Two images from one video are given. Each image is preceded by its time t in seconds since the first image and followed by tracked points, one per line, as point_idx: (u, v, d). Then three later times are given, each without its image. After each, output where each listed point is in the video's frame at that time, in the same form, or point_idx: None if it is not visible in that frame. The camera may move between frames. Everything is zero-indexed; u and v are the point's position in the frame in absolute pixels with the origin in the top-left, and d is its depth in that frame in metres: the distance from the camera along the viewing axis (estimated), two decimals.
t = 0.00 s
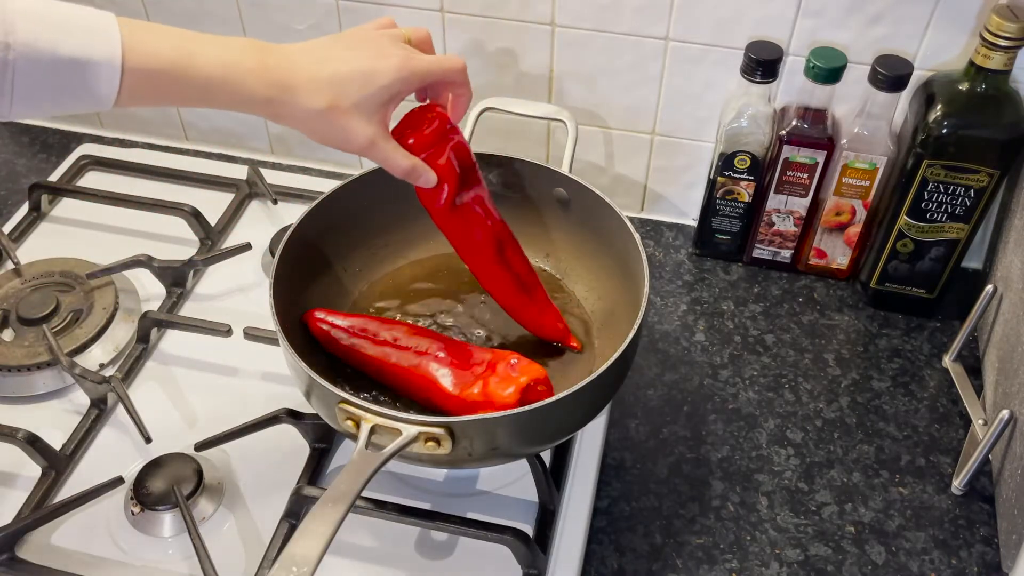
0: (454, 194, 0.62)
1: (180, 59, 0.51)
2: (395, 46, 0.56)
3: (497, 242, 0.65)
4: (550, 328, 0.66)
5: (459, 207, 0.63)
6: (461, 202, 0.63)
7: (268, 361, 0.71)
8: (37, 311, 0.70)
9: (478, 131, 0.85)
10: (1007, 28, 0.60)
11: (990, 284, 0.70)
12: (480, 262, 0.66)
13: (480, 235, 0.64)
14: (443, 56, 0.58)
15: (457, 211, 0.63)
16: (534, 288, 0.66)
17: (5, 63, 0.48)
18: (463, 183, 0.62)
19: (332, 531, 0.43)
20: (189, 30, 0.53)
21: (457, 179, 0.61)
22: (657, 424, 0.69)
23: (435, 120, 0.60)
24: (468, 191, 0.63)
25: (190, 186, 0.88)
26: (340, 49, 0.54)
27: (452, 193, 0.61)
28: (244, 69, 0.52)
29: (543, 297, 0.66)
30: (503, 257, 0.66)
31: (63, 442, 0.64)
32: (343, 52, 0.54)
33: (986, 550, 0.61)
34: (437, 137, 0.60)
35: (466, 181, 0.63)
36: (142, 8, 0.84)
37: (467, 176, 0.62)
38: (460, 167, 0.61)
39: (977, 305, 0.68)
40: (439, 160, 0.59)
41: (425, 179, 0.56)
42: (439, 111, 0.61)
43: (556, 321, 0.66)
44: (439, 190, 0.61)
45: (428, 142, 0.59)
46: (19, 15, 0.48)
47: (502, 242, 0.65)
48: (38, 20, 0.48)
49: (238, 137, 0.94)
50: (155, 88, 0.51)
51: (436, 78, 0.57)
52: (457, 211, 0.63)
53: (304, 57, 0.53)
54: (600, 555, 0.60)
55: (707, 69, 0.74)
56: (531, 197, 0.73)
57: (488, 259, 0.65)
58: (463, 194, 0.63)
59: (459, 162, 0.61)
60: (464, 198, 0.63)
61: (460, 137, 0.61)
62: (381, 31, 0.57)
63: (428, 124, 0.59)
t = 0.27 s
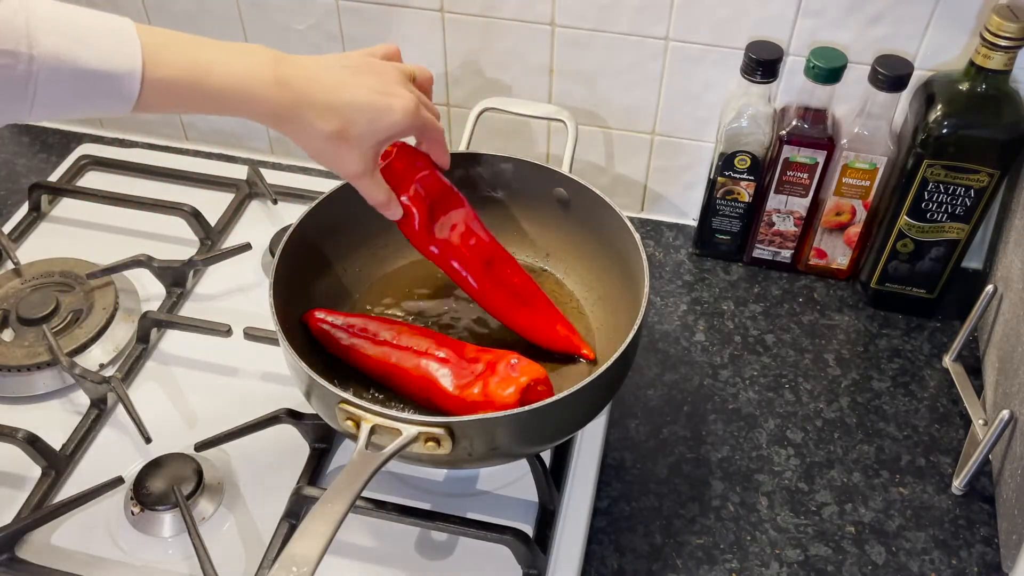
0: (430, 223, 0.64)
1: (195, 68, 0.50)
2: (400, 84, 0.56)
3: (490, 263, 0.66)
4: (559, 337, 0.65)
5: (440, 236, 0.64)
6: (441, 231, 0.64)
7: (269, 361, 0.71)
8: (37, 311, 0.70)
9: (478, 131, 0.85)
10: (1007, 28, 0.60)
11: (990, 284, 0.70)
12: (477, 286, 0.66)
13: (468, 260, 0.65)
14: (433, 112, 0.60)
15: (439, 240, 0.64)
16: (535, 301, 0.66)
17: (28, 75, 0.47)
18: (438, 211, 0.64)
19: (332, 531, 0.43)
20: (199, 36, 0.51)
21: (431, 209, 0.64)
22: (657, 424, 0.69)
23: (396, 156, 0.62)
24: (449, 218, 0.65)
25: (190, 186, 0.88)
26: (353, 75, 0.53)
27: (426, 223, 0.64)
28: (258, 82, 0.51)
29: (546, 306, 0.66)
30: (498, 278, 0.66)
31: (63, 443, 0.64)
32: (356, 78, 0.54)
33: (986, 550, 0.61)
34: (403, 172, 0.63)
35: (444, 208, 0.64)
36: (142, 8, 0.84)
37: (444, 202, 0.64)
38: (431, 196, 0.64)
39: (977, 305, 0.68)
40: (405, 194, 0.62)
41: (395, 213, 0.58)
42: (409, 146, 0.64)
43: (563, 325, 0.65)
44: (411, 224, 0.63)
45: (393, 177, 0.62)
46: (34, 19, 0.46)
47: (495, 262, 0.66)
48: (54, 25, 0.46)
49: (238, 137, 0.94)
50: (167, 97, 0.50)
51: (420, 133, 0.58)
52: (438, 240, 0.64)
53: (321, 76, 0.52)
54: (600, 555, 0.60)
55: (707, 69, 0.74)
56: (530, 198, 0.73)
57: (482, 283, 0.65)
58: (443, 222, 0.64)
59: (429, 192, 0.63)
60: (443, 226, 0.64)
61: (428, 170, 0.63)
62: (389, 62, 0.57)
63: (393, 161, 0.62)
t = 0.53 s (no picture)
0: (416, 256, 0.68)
1: (231, 99, 0.50)
2: (422, 133, 0.57)
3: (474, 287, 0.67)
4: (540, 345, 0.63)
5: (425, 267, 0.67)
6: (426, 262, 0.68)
7: (269, 361, 0.71)
8: (36, 311, 0.70)
9: (478, 131, 0.85)
10: (1007, 28, 0.60)
11: (990, 284, 0.70)
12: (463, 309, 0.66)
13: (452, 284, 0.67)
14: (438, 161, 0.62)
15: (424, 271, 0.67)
16: (515, 317, 0.66)
17: (79, 101, 0.46)
18: (423, 243, 0.68)
19: (331, 531, 0.43)
20: (237, 67, 0.52)
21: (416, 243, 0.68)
22: (657, 424, 0.69)
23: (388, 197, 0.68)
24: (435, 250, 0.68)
25: (190, 186, 0.88)
26: (381, 118, 0.55)
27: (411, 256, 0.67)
28: (292, 116, 0.51)
29: (525, 320, 0.65)
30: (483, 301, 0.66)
31: (63, 443, 0.64)
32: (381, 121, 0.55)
33: (986, 550, 0.61)
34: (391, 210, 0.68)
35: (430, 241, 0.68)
36: (141, 8, 0.84)
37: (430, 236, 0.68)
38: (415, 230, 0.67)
39: (977, 305, 0.68)
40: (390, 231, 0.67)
41: (381, 247, 0.60)
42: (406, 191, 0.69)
43: (543, 335, 0.64)
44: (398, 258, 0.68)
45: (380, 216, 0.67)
46: (85, 43, 0.46)
47: (479, 286, 0.67)
48: (103, 50, 0.46)
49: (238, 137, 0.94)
50: (202, 126, 0.50)
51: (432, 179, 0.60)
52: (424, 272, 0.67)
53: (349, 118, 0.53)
54: (600, 555, 0.60)
55: (707, 69, 0.74)
56: (531, 198, 0.73)
57: (467, 304, 0.66)
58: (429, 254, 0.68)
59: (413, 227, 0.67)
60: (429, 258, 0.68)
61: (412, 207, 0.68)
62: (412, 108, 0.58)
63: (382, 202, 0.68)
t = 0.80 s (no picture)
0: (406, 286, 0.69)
1: (243, 128, 0.52)
2: (419, 163, 0.59)
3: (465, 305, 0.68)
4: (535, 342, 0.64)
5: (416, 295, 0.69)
6: (416, 292, 0.69)
7: (268, 361, 0.71)
8: (37, 312, 0.70)
9: (478, 131, 0.85)
10: (1007, 28, 0.60)
11: (990, 284, 0.70)
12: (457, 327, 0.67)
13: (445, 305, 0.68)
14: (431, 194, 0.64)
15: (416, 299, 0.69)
16: (510, 323, 0.66)
17: (101, 126, 0.47)
18: (411, 276, 0.69)
19: (331, 531, 0.43)
20: (247, 97, 0.54)
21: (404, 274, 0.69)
22: (657, 424, 0.69)
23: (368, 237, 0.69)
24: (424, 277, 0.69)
25: (190, 186, 0.88)
26: (382, 148, 0.56)
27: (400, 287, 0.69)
28: (301, 145, 0.53)
29: (519, 323, 0.66)
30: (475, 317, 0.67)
31: (63, 443, 0.64)
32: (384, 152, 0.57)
33: (987, 550, 0.61)
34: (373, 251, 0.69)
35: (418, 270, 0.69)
36: (141, 8, 0.84)
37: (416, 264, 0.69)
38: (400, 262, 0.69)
39: (977, 305, 0.68)
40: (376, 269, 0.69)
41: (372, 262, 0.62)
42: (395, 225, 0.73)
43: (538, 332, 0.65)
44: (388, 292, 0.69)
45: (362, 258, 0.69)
46: (109, 72, 0.47)
47: (469, 304, 0.68)
48: (126, 78, 0.47)
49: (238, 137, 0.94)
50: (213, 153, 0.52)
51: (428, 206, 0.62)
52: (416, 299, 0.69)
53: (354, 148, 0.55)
54: (600, 555, 0.60)
55: (707, 69, 0.74)
56: (531, 198, 0.73)
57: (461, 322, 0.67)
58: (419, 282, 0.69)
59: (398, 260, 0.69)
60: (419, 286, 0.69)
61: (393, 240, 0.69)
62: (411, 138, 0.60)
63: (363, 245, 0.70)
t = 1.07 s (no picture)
0: (408, 302, 0.68)
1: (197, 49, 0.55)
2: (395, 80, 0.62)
3: (473, 309, 0.67)
4: (547, 333, 0.64)
5: (422, 307, 0.68)
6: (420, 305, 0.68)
7: (268, 361, 0.71)
8: (37, 312, 0.70)
9: (478, 131, 0.85)
10: (1007, 28, 0.60)
11: (990, 284, 0.70)
12: (467, 332, 0.66)
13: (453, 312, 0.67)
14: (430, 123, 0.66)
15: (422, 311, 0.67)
16: (519, 319, 0.66)
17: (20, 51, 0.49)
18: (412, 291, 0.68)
19: (331, 530, 0.43)
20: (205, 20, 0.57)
21: (405, 290, 0.68)
22: (657, 424, 0.69)
23: (361, 260, 0.68)
24: (426, 290, 0.68)
25: (190, 186, 0.88)
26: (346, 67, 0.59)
27: (403, 304, 0.68)
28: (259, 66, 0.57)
29: (528, 317, 0.65)
30: (484, 319, 0.66)
31: (63, 443, 0.64)
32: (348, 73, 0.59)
33: (986, 550, 0.61)
34: (369, 273, 0.68)
35: (418, 284, 0.68)
36: (141, 8, 0.84)
37: (416, 278, 0.68)
38: (400, 278, 0.68)
39: (977, 305, 0.68)
40: (376, 289, 0.67)
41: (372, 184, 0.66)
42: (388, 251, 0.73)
43: (547, 323, 0.65)
44: (390, 313, 0.68)
45: (358, 282, 0.68)
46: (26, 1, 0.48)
47: (476, 306, 0.67)
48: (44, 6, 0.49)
49: (238, 137, 0.94)
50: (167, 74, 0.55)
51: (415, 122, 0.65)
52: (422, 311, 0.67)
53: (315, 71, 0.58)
54: (600, 555, 0.60)
55: (707, 69, 0.74)
56: (531, 198, 0.73)
57: (471, 327, 0.66)
58: (422, 296, 0.68)
59: (398, 276, 0.68)
60: (424, 299, 0.68)
61: (388, 259, 0.68)
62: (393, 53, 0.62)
63: (357, 270, 0.68)
